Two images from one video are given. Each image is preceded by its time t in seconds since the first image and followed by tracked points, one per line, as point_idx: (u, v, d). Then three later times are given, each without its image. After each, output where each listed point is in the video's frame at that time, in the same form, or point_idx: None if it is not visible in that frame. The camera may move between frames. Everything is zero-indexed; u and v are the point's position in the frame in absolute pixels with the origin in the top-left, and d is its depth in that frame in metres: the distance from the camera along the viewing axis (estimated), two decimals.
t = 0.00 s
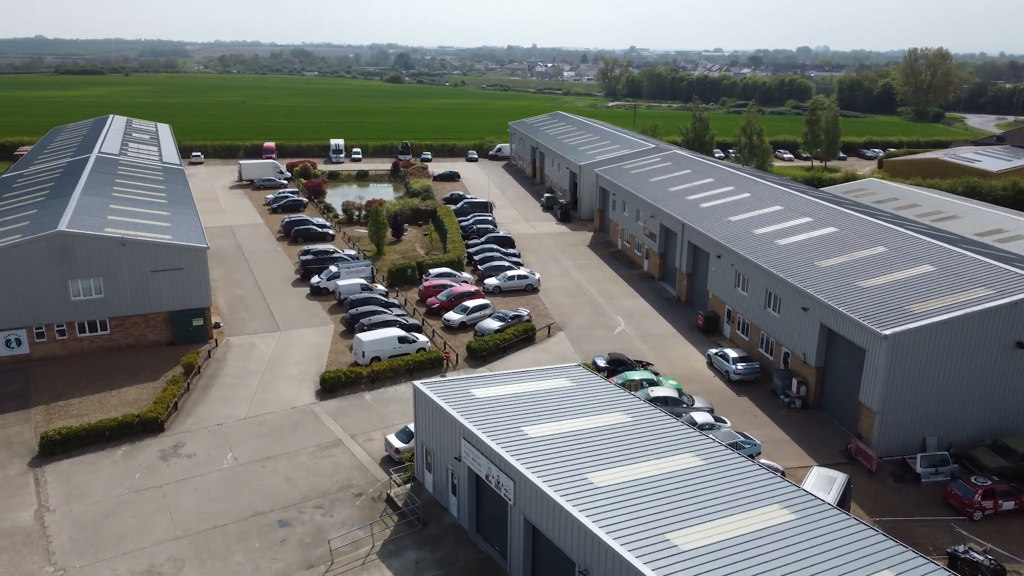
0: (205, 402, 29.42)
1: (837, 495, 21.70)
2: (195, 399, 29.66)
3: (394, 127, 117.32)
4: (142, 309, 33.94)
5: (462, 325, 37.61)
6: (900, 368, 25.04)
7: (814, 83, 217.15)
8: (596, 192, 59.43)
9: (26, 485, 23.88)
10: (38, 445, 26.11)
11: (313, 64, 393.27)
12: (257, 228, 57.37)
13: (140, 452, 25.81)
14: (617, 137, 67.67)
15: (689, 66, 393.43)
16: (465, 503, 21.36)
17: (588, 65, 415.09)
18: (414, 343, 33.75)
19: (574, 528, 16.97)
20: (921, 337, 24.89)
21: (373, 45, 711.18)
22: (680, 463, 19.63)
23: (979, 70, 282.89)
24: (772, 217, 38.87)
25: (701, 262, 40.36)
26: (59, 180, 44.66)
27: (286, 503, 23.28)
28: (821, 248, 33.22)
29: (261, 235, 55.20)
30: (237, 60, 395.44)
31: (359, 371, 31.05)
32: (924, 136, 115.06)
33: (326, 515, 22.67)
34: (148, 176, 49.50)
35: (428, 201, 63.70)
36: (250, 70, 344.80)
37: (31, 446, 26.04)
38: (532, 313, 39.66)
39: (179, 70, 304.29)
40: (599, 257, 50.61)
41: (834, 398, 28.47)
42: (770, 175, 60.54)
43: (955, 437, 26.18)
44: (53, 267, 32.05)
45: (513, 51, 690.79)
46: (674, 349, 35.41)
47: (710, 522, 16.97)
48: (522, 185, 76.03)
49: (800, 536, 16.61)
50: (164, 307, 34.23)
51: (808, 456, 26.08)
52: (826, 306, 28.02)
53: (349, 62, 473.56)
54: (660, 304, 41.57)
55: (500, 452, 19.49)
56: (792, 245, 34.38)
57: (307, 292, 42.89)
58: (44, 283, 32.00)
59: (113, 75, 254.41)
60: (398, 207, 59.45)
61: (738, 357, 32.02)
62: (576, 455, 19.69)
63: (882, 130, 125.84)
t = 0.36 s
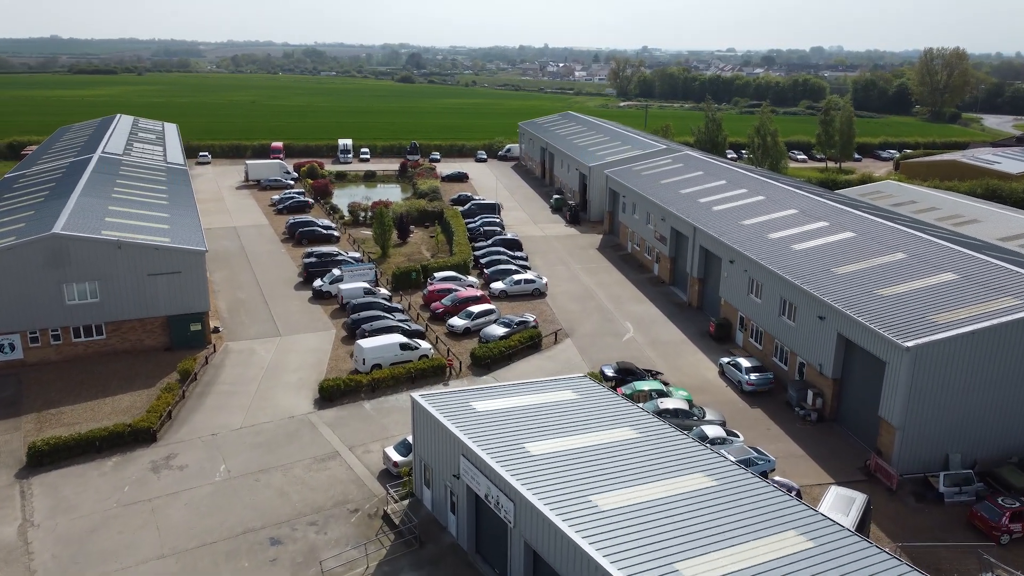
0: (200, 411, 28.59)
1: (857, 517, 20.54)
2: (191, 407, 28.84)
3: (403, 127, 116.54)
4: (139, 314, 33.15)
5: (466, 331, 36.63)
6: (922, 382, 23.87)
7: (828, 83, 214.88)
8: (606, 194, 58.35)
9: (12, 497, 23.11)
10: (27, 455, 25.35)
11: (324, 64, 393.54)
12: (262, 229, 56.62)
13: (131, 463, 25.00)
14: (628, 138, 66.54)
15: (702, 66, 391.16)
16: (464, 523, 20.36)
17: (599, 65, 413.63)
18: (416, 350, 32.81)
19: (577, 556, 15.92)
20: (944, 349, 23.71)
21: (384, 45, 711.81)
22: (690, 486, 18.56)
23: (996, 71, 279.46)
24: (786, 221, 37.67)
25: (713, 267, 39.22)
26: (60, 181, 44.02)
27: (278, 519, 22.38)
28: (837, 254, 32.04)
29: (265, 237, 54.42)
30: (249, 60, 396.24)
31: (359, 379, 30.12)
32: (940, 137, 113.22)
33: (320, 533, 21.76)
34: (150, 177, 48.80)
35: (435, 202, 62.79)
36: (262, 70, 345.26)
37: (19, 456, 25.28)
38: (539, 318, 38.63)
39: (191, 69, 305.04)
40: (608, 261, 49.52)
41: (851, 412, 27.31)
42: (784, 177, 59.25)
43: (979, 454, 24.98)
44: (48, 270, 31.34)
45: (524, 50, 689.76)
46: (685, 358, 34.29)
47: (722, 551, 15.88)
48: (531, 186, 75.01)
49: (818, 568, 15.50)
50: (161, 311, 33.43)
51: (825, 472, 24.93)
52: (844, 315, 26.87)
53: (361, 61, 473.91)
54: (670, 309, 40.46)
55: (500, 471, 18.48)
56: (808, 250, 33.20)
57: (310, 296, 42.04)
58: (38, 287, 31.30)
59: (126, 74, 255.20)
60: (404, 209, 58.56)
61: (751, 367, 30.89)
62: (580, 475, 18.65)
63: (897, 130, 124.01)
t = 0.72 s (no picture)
0: (193, 422, 27.72)
1: (877, 544, 19.41)
2: (184, 418, 27.99)
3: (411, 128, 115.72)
4: (134, 320, 32.33)
5: (470, 338, 35.63)
6: (945, 399, 22.70)
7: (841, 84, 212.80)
8: (614, 197, 57.26)
9: None
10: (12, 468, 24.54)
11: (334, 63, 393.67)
12: (265, 231, 55.83)
13: (120, 477, 24.15)
14: (638, 139, 65.40)
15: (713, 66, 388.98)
16: (461, 547, 19.38)
17: (609, 65, 412.15)
18: (417, 359, 31.86)
19: None
20: (969, 365, 22.54)
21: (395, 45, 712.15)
22: (699, 513, 17.49)
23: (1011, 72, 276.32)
24: (800, 226, 36.49)
25: (724, 273, 38.08)
26: (59, 182, 43.34)
27: (268, 538, 21.45)
28: (854, 261, 30.86)
29: (268, 239, 53.63)
30: (260, 59, 396.86)
31: (357, 389, 29.17)
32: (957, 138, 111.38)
33: (311, 554, 20.82)
34: (151, 178, 48.07)
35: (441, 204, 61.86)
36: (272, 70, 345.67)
37: (4, 469, 24.47)
38: (544, 325, 37.61)
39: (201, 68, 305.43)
40: (616, 265, 48.43)
41: (869, 428, 26.15)
42: (797, 180, 57.94)
43: (1005, 474, 23.78)
44: (40, 276, 30.59)
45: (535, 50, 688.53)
46: (695, 368, 33.17)
47: None
48: (539, 188, 73.99)
49: None
50: (156, 317, 32.60)
51: (841, 492, 23.81)
52: (862, 326, 25.71)
53: (372, 61, 473.62)
54: (680, 316, 39.33)
55: (498, 495, 17.49)
56: (823, 257, 32.02)
57: (311, 301, 41.15)
58: (30, 293, 30.55)
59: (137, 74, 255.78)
60: (409, 211, 57.65)
61: (764, 379, 29.74)
62: (582, 500, 17.62)
63: (911, 132, 122.13)
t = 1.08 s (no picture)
0: (185, 432, 26.84)
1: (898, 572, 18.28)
2: (176, 427, 27.11)
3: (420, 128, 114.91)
4: (128, 325, 31.51)
5: (473, 345, 34.63)
6: (970, 415, 21.53)
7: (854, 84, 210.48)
8: (624, 198, 56.14)
9: None
10: None
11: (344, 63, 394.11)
12: (268, 233, 55.06)
13: (107, 491, 23.28)
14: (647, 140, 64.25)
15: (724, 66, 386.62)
16: (458, 571, 18.38)
17: (620, 65, 410.43)
18: (418, 366, 30.89)
19: None
20: (995, 379, 21.36)
21: (406, 45, 712.92)
22: (708, 541, 16.39)
23: None
24: (815, 231, 35.29)
25: (736, 278, 36.95)
26: (58, 183, 42.63)
27: (256, 558, 20.52)
28: (872, 268, 29.67)
29: (271, 241, 52.83)
30: (270, 59, 397.65)
31: (355, 398, 28.23)
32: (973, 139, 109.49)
33: None
34: (152, 179, 47.31)
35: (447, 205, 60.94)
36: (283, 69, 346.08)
37: None
38: (550, 332, 36.59)
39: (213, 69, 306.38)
40: (624, 269, 47.35)
41: (888, 443, 25.00)
42: (810, 182, 56.68)
43: None
44: (32, 280, 29.80)
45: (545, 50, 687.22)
46: (705, 377, 32.06)
47: None
48: (547, 189, 72.94)
49: None
50: (151, 322, 31.79)
51: (859, 512, 22.68)
52: (881, 338, 24.55)
53: (382, 61, 473.65)
54: (689, 323, 38.22)
55: (494, 518, 16.47)
56: (839, 263, 30.84)
57: (312, 305, 40.29)
58: (21, 297, 29.75)
59: (149, 73, 256.78)
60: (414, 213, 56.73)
61: (777, 390, 28.60)
62: (584, 524, 16.57)
63: (926, 133, 120.21)
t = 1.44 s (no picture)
0: (178, 440, 25.99)
1: None
2: (169, 436, 26.28)
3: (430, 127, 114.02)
4: (123, 329, 30.72)
5: (477, 351, 33.65)
6: (999, 432, 20.34)
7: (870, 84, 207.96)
8: (634, 200, 54.98)
9: None
10: None
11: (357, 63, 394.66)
12: (273, 233, 54.29)
13: (94, 503, 22.46)
14: (659, 140, 63.03)
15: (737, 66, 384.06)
16: None
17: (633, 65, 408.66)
18: (420, 374, 29.94)
19: None
20: None
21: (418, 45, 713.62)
22: (718, 569, 15.28)
23: None
24: (832, 235, 34.06)
25: (750, 283, 35.77)
26: (59, 182, 41.99)
27: None
28: (892, 274, 28.44)
29: (276, 242, 52.06)
30: (284, 58, 398.61)
31: (353, 407, 27.31)
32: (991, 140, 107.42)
33: None
34: (154, 179, 46.62)
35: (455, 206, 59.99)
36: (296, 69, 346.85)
37: None
38: (556, 338, 35.55)
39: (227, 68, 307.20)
40: (634, 272, 46.24)
41: (910, 459, 23.82)
42: (826, 184, 55.31)
43: None
44: (25, 283, 29.07)
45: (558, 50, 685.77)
46: (718, 386, 30.92)
47: None
48: (557, 190, 71.85)
49: None
50: (147, 326, 30.98)
51: (879, 532, 21.53)
52: (902, 349, 23.38)
53: (394, 61, 473.50)
54: (701, 329, 37.07)
55: (490, 543, 15.46)
56: (858, 269, 29.63)
57: (314, 308, 39.42)
58: (14, 300, 29.02)
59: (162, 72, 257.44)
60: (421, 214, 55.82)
61: (793, 401, 27.43)
62: (585, 550, 15.50)
63: (943, 133, 118.14)
